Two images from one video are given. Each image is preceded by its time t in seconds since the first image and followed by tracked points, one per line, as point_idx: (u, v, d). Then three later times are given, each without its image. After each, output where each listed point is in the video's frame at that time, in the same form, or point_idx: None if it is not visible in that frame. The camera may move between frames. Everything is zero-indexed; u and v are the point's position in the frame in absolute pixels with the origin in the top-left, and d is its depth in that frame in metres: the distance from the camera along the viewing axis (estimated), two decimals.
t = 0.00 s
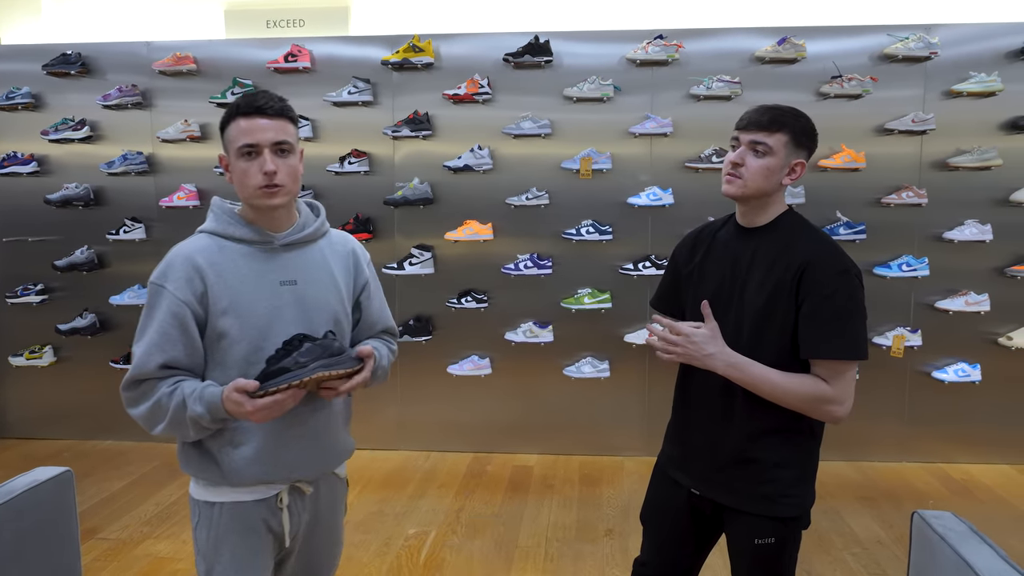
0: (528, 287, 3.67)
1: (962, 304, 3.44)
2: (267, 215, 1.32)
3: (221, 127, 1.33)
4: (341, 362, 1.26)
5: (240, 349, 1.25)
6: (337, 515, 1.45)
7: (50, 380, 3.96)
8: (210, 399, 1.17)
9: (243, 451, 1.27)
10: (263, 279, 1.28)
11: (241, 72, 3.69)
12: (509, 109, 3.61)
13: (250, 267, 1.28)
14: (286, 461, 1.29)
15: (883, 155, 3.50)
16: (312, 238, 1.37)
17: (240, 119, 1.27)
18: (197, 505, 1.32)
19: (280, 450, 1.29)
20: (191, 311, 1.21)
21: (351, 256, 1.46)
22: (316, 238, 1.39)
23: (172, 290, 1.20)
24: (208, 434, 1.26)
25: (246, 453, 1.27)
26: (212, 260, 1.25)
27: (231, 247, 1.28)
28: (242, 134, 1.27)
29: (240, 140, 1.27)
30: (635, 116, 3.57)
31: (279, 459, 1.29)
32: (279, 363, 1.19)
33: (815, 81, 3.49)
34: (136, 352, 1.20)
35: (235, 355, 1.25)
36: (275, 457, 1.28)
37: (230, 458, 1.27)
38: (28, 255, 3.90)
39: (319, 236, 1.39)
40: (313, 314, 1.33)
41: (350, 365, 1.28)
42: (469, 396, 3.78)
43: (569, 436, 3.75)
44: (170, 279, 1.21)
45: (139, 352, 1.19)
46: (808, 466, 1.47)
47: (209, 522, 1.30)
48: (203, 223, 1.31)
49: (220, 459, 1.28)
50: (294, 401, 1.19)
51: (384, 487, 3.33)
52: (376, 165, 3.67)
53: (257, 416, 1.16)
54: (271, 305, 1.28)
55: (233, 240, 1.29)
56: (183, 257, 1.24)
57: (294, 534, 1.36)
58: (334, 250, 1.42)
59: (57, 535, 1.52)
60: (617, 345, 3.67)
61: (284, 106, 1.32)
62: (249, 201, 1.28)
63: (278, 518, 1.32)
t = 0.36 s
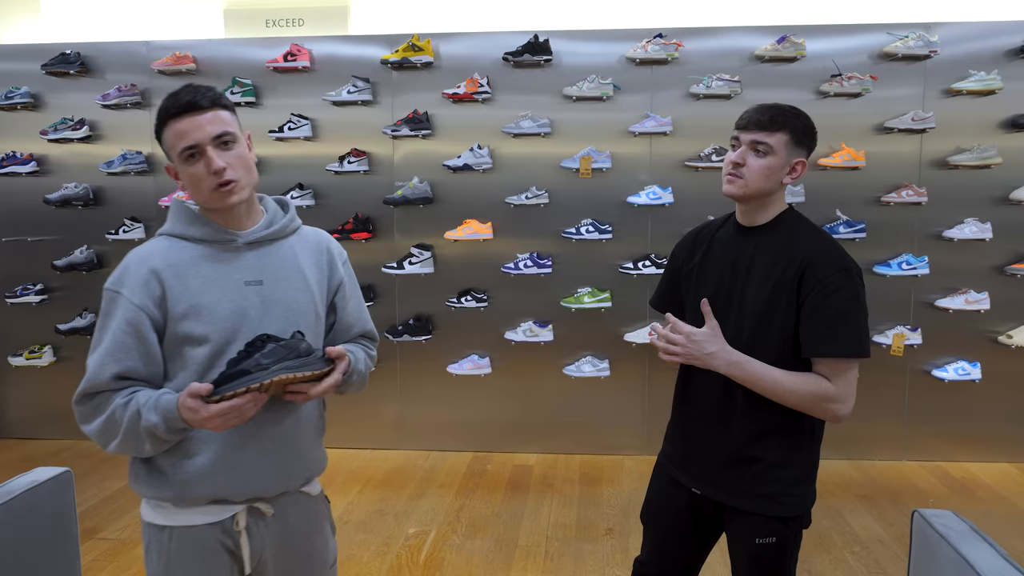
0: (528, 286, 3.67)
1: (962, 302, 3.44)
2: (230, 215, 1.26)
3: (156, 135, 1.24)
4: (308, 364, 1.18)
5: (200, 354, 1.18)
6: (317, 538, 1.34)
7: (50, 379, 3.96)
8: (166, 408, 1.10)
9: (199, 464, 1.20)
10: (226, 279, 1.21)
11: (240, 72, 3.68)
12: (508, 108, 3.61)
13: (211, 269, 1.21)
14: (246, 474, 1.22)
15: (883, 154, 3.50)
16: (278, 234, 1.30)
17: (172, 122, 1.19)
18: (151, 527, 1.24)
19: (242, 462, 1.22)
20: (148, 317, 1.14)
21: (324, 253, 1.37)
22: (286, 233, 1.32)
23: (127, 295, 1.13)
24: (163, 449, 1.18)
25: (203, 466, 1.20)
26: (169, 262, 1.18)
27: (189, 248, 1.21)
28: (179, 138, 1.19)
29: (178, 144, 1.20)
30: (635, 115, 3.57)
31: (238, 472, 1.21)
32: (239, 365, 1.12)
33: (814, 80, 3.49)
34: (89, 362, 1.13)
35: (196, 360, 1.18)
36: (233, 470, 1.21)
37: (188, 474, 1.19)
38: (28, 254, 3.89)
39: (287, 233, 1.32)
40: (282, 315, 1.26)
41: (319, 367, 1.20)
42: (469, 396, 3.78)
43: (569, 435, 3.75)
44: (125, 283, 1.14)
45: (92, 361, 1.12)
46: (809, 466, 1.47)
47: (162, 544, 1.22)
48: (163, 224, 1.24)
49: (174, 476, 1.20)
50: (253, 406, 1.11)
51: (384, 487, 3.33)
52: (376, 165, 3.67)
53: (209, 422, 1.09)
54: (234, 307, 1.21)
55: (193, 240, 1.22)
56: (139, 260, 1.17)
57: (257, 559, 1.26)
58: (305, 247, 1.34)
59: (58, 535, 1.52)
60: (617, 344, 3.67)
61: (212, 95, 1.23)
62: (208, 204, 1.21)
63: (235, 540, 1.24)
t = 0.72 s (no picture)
0: (527, 285, 3.67)
1: (961, 299, 3.44)
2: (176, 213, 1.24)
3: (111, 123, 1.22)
4: (256, 367, 1.16)
5: (149, 361, 1.18)
6: (301, 550, 1.32)
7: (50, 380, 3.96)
8: (108, 416, 1.10)
9: (153, 475, 1.20)
10: (176, 286, 1.22)
11: (238, 71, 3.68)
12: (507, 107, 3.61)
13: (161, 277, 1.21)
14: (203, 482, 1.22)
15: (882, 151, 3.50)
16: (238, 233, 1.31)
17: (130, 110, 1.18)
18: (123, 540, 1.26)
19: (198, 468, 1.21)
20: (93, 326, 1.14)
21: (291, 250, 1.38)
22: (245, 231, 1.32)
23: (71, 304, 1.13)
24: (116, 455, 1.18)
25: (157, 477, 1.20)
26: (114, 270, 1.18)
27: (137, 254, 1.21)
28: (135, 129, 1.18)
29: (132, 133, 1.18)
30: (633, 113, 3.56)
31: (194, 480, 1.21)
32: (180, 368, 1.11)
33: (813, 77, 3.49)
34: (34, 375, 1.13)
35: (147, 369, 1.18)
36: (191, 479, 1.21)
37: (144, 482, 1.20)
38: (26, 255, 3.89)
39: (248, 231, 1.32)
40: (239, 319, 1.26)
41: (268, 371, 1.17)
42: (468, 395, 3.78)
43: (570, 434, 3.75)
44: (70, 292, 1.14)
45: (36, 373, 1.12)
46: (809, 463, 1.47)
47: (133, 552, 1.25)
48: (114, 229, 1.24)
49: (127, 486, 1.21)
50: (189, 411, 1.10)
51: (384, 486, 3.33)
52: (374, 164, 3.66)
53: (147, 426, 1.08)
54: (187, 313, 1.21)
55: (143, 246, 1.23)
56: (83, 268, 1.16)
57: (230, 566, 1.27)
58: (268, 244, 1.35)
59: (57, 537, 1.52)
60: (616, 342, 3.67)
61: (177, 89, 1.23)
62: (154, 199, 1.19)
63: (204, 547, 1.26)
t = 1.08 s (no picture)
0: (530, 285, 3.67)
1: (965, 299, 3.43)
2: (162, 215, 1.24)
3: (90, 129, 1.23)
4: (254, 374, 1.16)
5: (149, 371, 1.20)
6: (302, 544, 1.36)
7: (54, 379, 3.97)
8: (116, 436, 1.13)
9: (166, 483, 1.21)
10: (170, 293, 1.23)
11: (241, 72, 3.69)
12: (509, 107, 3.61)
13: (158, 288, 1.22)
14: (213, 487, 1.23)
15: (885, 150, 3.49)
16: (226, 235, 1.32)
17: (111, 114, 1.19)
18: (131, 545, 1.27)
19: (205, 472, 1.22)
20: (93, 344, 1.16)
21: (280, 246, 1.38)
22: (233, 231, 1.33)
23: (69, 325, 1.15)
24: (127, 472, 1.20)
25: (170, 487, 1.21)
26: (109, 286, 1.19)
27: (127, 265, 1.22)
28: (118, 132, 1.18)
29: (115, 136, 1.19)
30: (635, 113, 3.57)
31: (204, 487, 1.22)
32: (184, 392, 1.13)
33: (815, 76, 3.48)
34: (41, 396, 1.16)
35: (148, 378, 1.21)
36: (199, 485, 1.22)
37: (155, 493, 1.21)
38: (30, 255, 3.90)
39: (236, 230, 1.34)
40: (234, 323, 1.27)
41: (268, 374, 1.18)
42: (471, 395, 3.78)
43: (573, 435, 3.74)
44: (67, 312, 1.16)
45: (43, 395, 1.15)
46: (812, 463, 1.47)
47: (142, 558, 1.25)
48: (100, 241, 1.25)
49: (131, 501, 1.22)
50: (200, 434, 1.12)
51: (387, 486, 3.33)
52: (377, 164, 3.67)
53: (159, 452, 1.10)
54: (186, 320, 1.22)
55: (133, 256, 1.23)
56: (76, 286, 1.17)
57: (242, 566, 1.28)
58: (257, 241, 1.36)
59: (60, 536, 1.52)
60: (619, 342, 3.67)
61: (156, 90, 1.24)
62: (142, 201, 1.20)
63: (218, 549, 1.27)
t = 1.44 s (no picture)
0: (531, 286, 3.67)
1: (966, 300, 3.43)
2: (178, 215, 1.27)
3: (100, 126, 1.22)
4: (289, 368, 1.26)
5: (164, 375, 1.23)
6: (302, 532, 1.45)
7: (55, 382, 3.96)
8: (151, 440, 1.13)
9: (187, 483, 1.26)
10: (183, 297, 1.27)
11: (242, 74, 3.69)
12: (510, 108, 3.61)
13: (173, 291, 1.26)
14: (233, 481, 1.30)
15: (887, 151, 3.50)
16: (224, 236, 1.38)
17: (136, 112, 1.21)
18: (137, 546, 1.30)
19: (222, 466, 1.29)
20: (109, 351, 1.16)
21: (269, 246, 1.49)
22: (229, 232, 1.40)
23: (83, 332, 1.14)
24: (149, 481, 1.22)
25: (192, 485, 1.26)
26: (123, 292, 1.20)
27: (136, 269, 1.24)
28: (143, 130, 1.21)
29: (138, 137, 1.20)
30: (637, 114, 3.57)
31: (227, 481, 1.29)
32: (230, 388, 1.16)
33: (817, 77, 3.49)
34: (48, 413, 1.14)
35: (162, 381, 1.24)
36: (221, 482, 1.29)
37: (175, 493, 1.25)
38: (32, 257, 3.90)
39: (230, 231, 1.40)
40: (244, 320, 1.35)
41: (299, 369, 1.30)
42: (472, 396, 3.78)
43: (575, 436, 3.74)
44: (77, 319, 1.14)
45: (53, 410, 1.13)
46: (813, 464, 1.47)
47: (153, 558, 1.28)
48: (95, 246, 1.25)
49: (150, 502, 1.25)
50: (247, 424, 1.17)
51: (389, 487, 3.34)
52: (378, 166, 3.67)
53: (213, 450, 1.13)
54: (200, 321, 1.27)
55: (138, 259, 1.25)
56: (86, 290, 1.16)
57: (252, 560, 1.34)
58: (250, 240, 1.45)
59: (62, 538, 1.53)
60: (621, 343, 3.67)
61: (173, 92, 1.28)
62: (165, 202, 1.23)
63: (230, 545, 1.32)
